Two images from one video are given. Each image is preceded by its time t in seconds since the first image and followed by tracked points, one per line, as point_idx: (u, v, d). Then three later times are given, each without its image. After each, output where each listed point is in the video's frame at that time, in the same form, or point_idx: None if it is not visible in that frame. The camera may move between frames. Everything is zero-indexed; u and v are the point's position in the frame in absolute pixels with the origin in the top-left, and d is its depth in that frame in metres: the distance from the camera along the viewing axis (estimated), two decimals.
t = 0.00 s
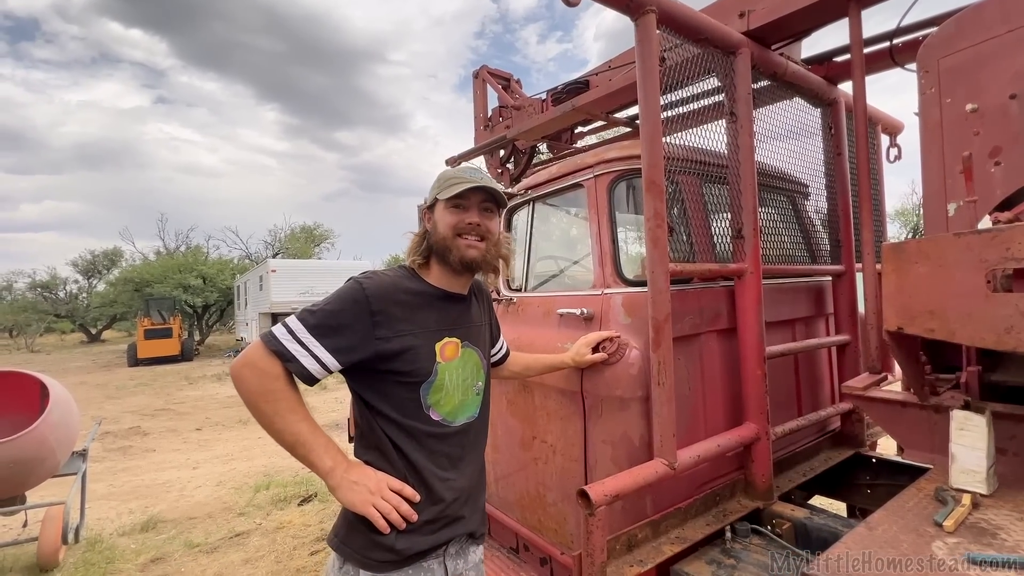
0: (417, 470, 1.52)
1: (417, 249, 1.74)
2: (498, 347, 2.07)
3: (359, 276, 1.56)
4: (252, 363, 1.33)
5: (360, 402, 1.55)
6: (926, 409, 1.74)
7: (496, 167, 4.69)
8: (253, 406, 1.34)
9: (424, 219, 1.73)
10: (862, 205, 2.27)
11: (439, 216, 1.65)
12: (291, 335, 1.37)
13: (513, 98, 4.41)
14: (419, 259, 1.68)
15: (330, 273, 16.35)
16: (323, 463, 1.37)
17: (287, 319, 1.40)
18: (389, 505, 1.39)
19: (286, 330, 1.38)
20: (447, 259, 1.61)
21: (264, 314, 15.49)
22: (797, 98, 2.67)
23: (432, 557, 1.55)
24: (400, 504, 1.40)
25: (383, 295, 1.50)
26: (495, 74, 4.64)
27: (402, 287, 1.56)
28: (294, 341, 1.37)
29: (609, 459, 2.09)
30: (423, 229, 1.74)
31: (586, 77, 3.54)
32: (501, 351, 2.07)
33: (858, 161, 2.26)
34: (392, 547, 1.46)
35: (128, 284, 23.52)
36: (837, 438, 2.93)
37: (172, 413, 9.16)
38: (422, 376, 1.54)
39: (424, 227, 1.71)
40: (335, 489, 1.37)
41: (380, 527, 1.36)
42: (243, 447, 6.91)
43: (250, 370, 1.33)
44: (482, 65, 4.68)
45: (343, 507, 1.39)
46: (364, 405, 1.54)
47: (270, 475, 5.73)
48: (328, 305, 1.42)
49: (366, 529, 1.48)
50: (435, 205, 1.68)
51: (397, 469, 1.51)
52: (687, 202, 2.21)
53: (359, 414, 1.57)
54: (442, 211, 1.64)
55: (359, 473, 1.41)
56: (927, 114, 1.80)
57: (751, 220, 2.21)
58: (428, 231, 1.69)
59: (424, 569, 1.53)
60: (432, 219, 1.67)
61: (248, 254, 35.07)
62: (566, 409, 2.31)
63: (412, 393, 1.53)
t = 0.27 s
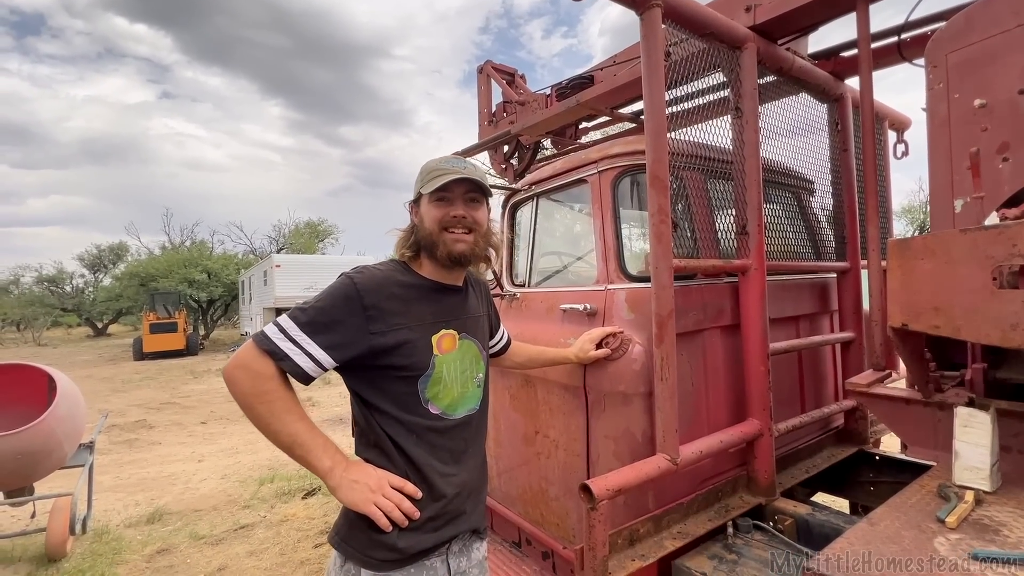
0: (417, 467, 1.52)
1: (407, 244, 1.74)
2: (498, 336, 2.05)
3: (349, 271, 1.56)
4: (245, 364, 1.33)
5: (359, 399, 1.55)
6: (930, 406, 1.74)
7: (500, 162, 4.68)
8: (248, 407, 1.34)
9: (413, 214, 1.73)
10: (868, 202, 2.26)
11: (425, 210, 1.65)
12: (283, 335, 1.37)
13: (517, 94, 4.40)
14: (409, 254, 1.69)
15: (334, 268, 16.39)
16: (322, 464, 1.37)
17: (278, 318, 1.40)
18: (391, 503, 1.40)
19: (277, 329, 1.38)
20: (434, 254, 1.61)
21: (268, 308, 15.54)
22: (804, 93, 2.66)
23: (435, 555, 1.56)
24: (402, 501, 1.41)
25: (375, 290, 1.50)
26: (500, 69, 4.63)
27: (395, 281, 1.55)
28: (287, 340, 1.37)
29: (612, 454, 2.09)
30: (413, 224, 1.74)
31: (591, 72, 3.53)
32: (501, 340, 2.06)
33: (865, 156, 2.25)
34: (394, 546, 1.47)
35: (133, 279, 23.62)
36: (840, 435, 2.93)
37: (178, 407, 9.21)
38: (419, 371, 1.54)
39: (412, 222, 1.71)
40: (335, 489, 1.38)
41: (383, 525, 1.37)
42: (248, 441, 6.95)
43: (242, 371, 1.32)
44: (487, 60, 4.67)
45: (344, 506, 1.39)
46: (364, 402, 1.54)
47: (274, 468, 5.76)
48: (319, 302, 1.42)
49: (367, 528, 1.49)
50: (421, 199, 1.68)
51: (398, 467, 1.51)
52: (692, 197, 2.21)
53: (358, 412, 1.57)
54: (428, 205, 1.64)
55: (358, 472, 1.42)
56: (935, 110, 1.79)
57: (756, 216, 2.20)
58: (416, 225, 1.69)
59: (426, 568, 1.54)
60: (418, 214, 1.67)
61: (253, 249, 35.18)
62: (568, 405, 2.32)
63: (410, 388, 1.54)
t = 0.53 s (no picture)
0: (417, 466, 1.53)
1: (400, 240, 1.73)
2: (501, 331, 2.05)
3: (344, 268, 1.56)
4: (241, 363, 1.34)
5: (358, 396, 1.56)
6: (933, 405, 1.74)
7: (503, 159, 4.67)
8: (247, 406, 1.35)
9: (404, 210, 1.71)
10: (873, 200, 2.25)
11: (417, 205, 1.63)
12: (279, 333, 1.38)
13: (521, 89, 4.39)
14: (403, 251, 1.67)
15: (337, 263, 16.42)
16: (318, 462, 1.37)
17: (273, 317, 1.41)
18: (388, 501, 1.40)
19: (272, 328, 1.39)
20: (429, 249, 1.60)
21: (272, 304, 15.59)
22: (809, 89, 2.64)
23: (434, 555, 1.56)
24: (399, 500, 1.41)
25: (370, 286, 1.49)
26: (503, 64, 4.61)
27: (390, 277, 1.55)
28: (282, 338, 1.38)
29: (614, 451, 2.09)
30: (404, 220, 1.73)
31: (595, 68, 3.52)
32: (505, 335, 2.06)
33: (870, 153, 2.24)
34: (392, 545, 1.47)
35: (138, 273, 23.70)
36: (842, 433, 2.92)
37: (182, 401, 9.25)
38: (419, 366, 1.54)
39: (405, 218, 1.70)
40: (331, 488, 1.38)
41: (380, 524, 1.37)
42: (251, 436, 6.98)
43: (239, 370, 1.34)
44: (490, 56, 4.66)
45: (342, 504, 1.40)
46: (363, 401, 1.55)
47: (278, 463, 5.79)
48: (313, 299, 1.42)
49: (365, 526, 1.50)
50: (412, 195, 1.67)
51: (397, 465, 1.52)
52: (695, 195, 2.20)
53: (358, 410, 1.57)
54: (420, 201, 1.63)
55: (355, 470, 1.42)
56: (942, 107, 1.77)
57: (760, 213, 2.19)
58: (408, 222, 1.67)
59: (425, 567, 1.54)
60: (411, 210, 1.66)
61: (257, 245, 35.26)
62: (570, 402, 2.32)
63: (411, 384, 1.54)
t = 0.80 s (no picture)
0: (420, 459, 1.53)
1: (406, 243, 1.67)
2: (508, 321, 2.05)
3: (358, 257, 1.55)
4: (254, 351, 1.36)
5: (365, 388, 1.56)
6: (936, 402, 1.73)
7: (506, 154, 4.66)
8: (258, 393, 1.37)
9: (408, 213, 1.64)
10: (878, 194, 2.24)
11: (428, 210, 1.58)
12: (291, 323, 1.39)
13: (523, 84, 4.37)
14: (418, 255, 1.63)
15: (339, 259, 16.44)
16: (322, 454, 1.38)
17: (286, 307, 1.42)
18: (390, 496, 1.40)
19: (284, 318, 1.39)
20: (454, 247, 1.60)
21: (274, 299, 15.61)
22: (813, 84, 2.63)
23: (437, 547, 1.57)
24: (401, 495, 1.41)
25: (380, 277, 1.48)
26: (506, 59, 4.59)
27: (400, 269, 1.54)
28: (293, 328, 1.38)
29: (615, 447, 2.09)
30: (407, 221, 1.67)
31: (598, 63, 3.50)
32: (511, 325, 2.06)
33: (875, 149, 2.23)
34: (395, 536, 1.48)
35: (140, 269, 23.75)
36: (844, 430, 2.92)
37: (184, 395, 9.29)
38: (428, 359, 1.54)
39: (411, 221, 1.64)
40: (334, 480, 1.38)
41: (380, 518, 1.37)
42: (254, 430, 7.00)
43: (253, 357, 1.36)
44: (492, 50, 4.64)
45: (344, 497, 1.40)
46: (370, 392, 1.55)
47: (280, 457, 5.81)
48: (325, 290, 1.42)
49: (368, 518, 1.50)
50: (418, 198, 1.60)
51: (401, 458, 1.52)
52: (697, 190, 2.19)
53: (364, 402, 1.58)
54: (430, 204, 1.58)
55: (358, 464, 1.42)
56: (948, 102, 1.76)
57: (763, 209, 2.18)
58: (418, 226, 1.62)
59: (428, 559, 1.55)
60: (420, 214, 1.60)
61: (259, 240, 35.31)
62: (572, 396, 2.32)
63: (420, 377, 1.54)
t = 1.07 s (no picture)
0: (423, 455, 1.54)
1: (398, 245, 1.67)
2: (509, 311, 2.05)
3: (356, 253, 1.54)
4: (254, 352, 1.35)
5: (367, 386, 1.57)
6: (937, 400, 1.74)
7: (506, 150, 4.65)
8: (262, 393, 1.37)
9: (395, 217, 1.63)
10: (879, 192, 2.23)
11: (412, 213, 1.57)
12: (291, 323, 1.38)
13: (524, 80, 4.36)
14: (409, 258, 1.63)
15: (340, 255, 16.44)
16: (327, 454, 1.38)
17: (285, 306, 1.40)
18: (397, 494, 1.41)
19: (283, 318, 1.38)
20: (441, 249, 1.58)
21: (275, 295, 15.62)
22: (815, 81, 2.62)
23: (442, 541, 1.57)
24: (408, 492, 1.42)
25: (379, 273, 1.47)
26: (507, 55, 4.58)
27: (399, 265, 1.53)
28: (294, 328, 1.37)
29: (616, 444, 2.10)
30: (396, 224, 1.66)
31: (599, 59, 3.49)
32: (512, 316, 2.05)
33: (877, 147, 2.22)
34: (401, 530, 1.48)
35: (141, 264, 23.76)
36: (844, 427, 2.92)
37: (186, 391, 9.30)
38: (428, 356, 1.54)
39: (400, 225, 1.63)
40: (340, 480, 1.39)
41: (388, 516, 1.38)
42: (255, 426, 7.02)
43: (254, 359, 1.35)
44: (493, 46, 4.62)
45: (349, 496, 1.41)
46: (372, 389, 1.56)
47: (282, 452, 5.82)
48: (323, 287, 1.41)
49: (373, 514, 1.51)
50: (400, 202, 1.59)
51: (404, 455, 1.52)
52: (699, 187, 2.19)
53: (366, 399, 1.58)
54: (414, 207, 1.56)
55: (364, 463, 1.42)
56: (950, 99, 1.75)
57: (764, 206, 2.18)
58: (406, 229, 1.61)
59: (433, 552, 1.55)
60: (406, 219, 1.58)
61: (260, 236, 35.30)
62: (573, 393, 2.32)
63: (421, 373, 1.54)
